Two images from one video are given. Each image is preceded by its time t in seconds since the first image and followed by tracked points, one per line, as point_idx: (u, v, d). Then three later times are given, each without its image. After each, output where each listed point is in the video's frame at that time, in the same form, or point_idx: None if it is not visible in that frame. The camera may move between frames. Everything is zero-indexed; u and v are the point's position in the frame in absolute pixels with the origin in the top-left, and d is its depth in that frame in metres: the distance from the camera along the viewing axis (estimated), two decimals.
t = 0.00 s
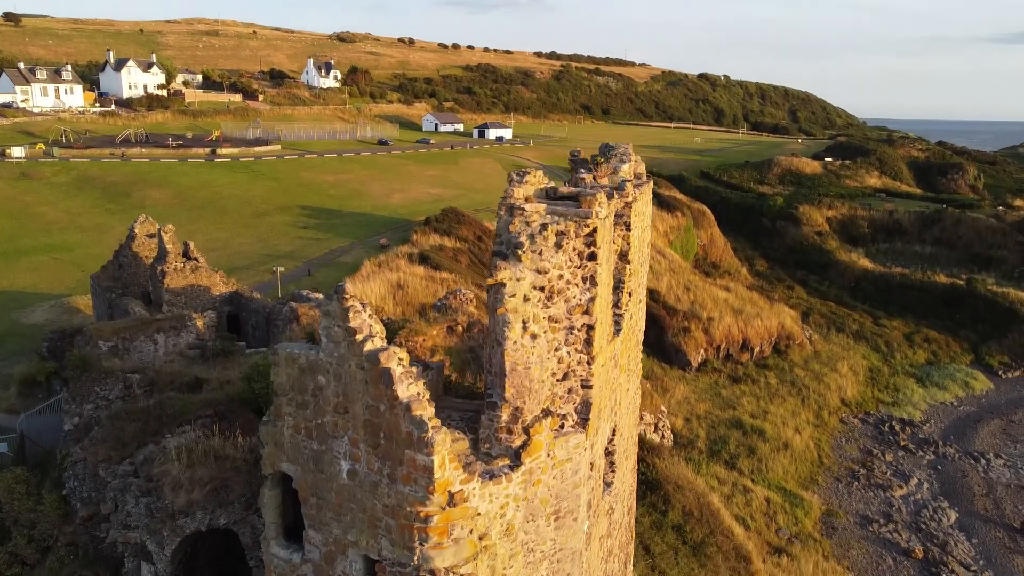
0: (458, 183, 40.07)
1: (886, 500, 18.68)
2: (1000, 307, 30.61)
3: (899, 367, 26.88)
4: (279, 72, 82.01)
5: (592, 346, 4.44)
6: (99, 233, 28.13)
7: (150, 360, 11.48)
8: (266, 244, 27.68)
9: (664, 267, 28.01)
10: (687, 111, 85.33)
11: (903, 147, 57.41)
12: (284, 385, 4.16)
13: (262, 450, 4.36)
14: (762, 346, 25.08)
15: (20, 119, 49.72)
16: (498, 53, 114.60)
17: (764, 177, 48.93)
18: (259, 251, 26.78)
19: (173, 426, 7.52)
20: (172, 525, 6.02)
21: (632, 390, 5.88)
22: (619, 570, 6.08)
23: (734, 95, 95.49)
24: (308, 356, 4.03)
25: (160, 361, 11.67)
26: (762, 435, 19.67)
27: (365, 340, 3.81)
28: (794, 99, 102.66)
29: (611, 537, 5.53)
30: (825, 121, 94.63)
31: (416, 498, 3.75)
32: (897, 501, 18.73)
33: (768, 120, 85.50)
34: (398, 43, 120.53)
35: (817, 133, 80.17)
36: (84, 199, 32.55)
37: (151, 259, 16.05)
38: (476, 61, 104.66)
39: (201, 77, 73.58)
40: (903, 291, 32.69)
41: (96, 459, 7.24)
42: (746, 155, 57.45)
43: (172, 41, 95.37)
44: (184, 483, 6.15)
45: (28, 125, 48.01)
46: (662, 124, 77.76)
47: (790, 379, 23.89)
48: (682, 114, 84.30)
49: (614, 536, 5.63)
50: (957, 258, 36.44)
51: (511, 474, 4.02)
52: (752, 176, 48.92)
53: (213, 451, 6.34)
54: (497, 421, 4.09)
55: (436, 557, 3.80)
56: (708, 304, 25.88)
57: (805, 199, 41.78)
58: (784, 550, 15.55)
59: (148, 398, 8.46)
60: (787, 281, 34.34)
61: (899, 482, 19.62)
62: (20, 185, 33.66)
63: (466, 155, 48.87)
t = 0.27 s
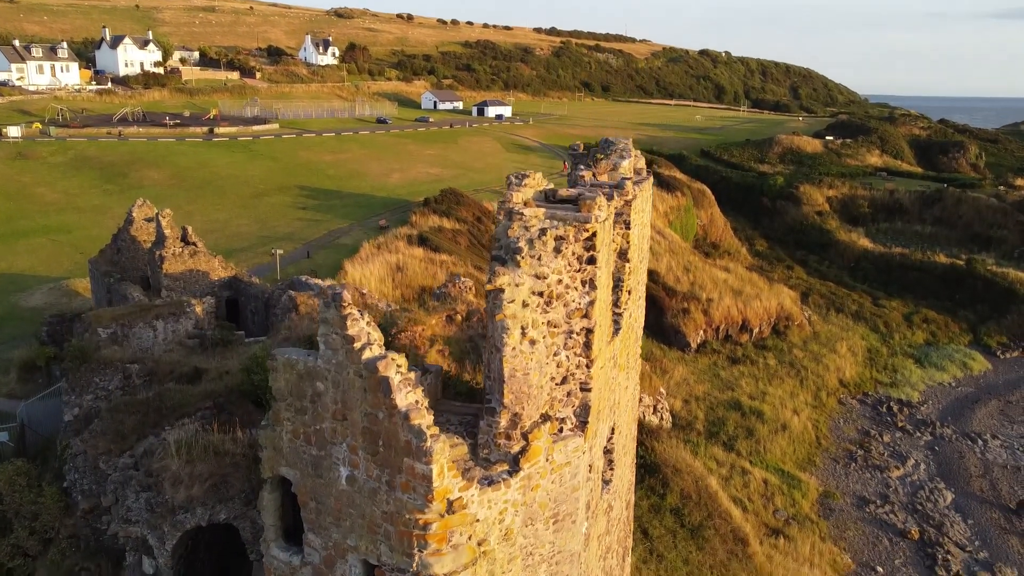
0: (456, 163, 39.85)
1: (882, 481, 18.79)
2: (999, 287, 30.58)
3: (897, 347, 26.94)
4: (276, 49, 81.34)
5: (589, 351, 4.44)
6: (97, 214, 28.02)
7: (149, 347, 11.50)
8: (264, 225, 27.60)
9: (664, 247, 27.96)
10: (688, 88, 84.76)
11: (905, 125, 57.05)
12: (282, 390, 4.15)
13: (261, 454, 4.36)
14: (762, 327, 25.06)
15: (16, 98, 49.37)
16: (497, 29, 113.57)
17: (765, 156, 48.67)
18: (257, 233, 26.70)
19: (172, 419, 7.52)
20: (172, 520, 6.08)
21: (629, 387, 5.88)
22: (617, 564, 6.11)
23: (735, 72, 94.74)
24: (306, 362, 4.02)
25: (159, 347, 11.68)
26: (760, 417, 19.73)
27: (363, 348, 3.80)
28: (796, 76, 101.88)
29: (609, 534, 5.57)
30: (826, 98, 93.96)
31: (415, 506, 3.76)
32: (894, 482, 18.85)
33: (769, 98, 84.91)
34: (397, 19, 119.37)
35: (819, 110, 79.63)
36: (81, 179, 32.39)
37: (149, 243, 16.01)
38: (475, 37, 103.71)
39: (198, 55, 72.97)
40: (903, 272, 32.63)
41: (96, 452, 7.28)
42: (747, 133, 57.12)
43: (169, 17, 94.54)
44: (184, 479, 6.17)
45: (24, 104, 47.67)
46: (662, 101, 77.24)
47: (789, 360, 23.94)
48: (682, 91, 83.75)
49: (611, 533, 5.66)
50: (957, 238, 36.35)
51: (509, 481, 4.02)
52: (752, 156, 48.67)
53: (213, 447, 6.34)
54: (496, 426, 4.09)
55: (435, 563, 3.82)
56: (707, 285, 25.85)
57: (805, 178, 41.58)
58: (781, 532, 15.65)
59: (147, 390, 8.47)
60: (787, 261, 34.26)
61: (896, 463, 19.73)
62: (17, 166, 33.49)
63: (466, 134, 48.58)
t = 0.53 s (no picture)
0: (455, 139, 39.62)
1: (879, 459, 18.93)
2: (998, 264, 30.55)
3: (896, 325, 27.00)
4: (273, 23, 80.51)
5: (588, 350, 4.44)
6: (95, 192, 27.91)
7: (148, 331, 11.53)
8: (262, 204, 27.51)
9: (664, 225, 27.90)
10: (689, 62, 84.02)
11: (906, 100, 56.64)
12: (281, 392, 4.15)
13: (261, 454, 4.38)
14: (761, 305, 25.04)
15: (11, 73, 48.95)
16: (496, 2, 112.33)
17: (766, 132, 48.38)
18: (256, 211, 26.61)
19: (172, 408, 7.52)
20: (174, 512, 6.12)
21: (628, 380, 5.88)
22: (615, 553, 6.18)
23: (736, 45, 93.84)
24: (305, 365, 4.01)
25: (159, 331, 11.70)
26: (758, 395, 19.80)
27: (361, 352, 3.79)
28: (798, 50, 100.98)
29: (607, 526, 5.62)
30: (828, 72, 93.20)
31: (414, 509, 3.78)
32: (890, 461, 18.98)
33: (771, 71, 84.19)
34: None
35: (820, 84, 79.00)
36: (78, 157, 32.21)
37: (147, 225, 15.96)
38: (474, 10, 102.58)
39: (194, 29, 72.23)
40: (902, 249, 32.55)
41: (97, 442, 7.30)
42: (747, 108, 56.70)
43: None
44: (184, 471, 6.18)
45: (19, 79, 47.28)
46: (662, 75, 76.61)
47: (788, 338, 23.97)
48: (683, 66, 83.04)
49: (610, 525, 5.71)
50: (957, 215, 36.25)
51: (508, 482, 4.04)
52: (753, 131, 48.38)
53: (213, 439, 6.35)
54: (494, 428, 4.10)
55: (435, 565, 3.85)
56: (707, 263, 25.80)
57: (806, 154, 41.35)
58: (778, 510, 15.78)
59: (147, 378, 8.47)
60: (787, 238, 34.17)
61: (893, 442, 19.85)
62: (13, 143, 33.29)
63: (464, 110, 48.22)
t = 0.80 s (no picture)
0: (454, 115, 39.34)
1: (875, 436, 19.07)
2: (997, 241, 30.51)
3: (894, 302, 27.05)
4: None
5: (586, 348, 4.47)
6: (92, 169, 27.78)
7: (148, 313, 11.59)
8: (260, 181, 27.40)
9: (663, 202, 27.83)
10: (689, 35, 83.18)
11: (908, 74, 56.17)
12: (281, 391, 4.18)
13: (261, 452, 4.42)
14: (759, 283, 25.05)
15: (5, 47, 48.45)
16: None
17: (766, 107, 48.06)
18: (253, 189, 26.51)
19: (172, 395, 7.53)
20: (176, 501, 6.19)
21: (626, 371, 5.92)
22: (612, 540, 6.25)
23: (737, 17, 92.82)
24: (304, 366, 4.03)
25: (159, 313, 11.73)
26: (756, 373, 19.86)
27: (360, 353, 3.81)
28: (799, 22, 99.95)
29: (605, 516, 5.68)
30: (829, 45, 92.33)
31: (414, 509, 3.83)
32: (886, 438, 19.13)
33: (772, 44, 83.38)
34: None
35: (822, 57, 78.30)
36: (74, 134, 32.00)
37: (144, 205, 15.91)
38: None
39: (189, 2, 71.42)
40: (901, 226, 32.48)
41: (98, 430, 7.34)
42: (748, 82, 56.23)
43: None
44: (185, 461, 6.21)
45: (13, 54, 46.84)
46: (662, 48, 75.88)
47: (786, 315, 24.01)
48: (683, 39, 82.21)
49: (607, 515, 5.78)
50: (958, 191, 36.11)
51: (507, 480, 4.08)
52: (753, 106, 48.06)
53: (213, 429, 6.38)
54: (493, 427, 4.13)
55: (434, 563, 3.90)
56: (705, 241, 25.76)
57: (806, 129, 41.08)
58: (774, 488, 15.91)
59: (147, 364, 8.49)
60: (786, 214, 34.06)
61: (889, 419, 19.98)
62: (8, 119, 33.06)
63: (463, 84, 47.80)
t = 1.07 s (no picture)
0: (452, 89, 39.04)
1: (872, 413, 19.22)
2: (997, 217, 30.45)
3: (893, 278, 27.09)
4: None
5: (584, 343, 4.52)
6: (89, 145, 27.64)
7: (149, 294, 11.58)
8: (259, 157, 27.29)
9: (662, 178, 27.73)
10: (690, 6, 82.20)
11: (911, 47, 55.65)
12: (283, 387, 4.23)
13: (263, 446, 4.48)
14: (758, 259, 25.04)
15: None
16: None
17: (767, 80, 47.68)
18: (252, 165, 26.41)
19: (174, 380, 7.59)
20: (179, 488, 6.28)
21: (624, 360, 5.97)
22: (610, 526, 6.35)
23: None
24: (305, 363, 4.08)
25: (159, 293, 11.73)
26: (754, 350, 19.92)
27: (360, 351, 3.86)
28: None
29: (602, 504, 5.77)
30: (831, 16, 91.33)
31: (414, 504, 3.90)
32: (883, 414, 19.28)
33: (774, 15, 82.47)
34: None
35: (824, 28, 77.49)
36: (70, 108, 31.78)
37: (143, 183, 15.89)
38: None
39: None
40: (901, 201, 32.44)
41: (102, 415, 7.41)
42: (748, 55, 55.73)
43: None
44: (188, 448, 6.29)
45: (7, 26, 46.33)
46: (663, 20, 75.06)
47: (785, 291, 24.04)
48: (684, 10, 81.27)
49: (604, 502, 5.86)
50: (958, 166, 35.98)
51: (506, 475, 4.15)
52: (754, 79, 47.68)
53: (214, 416, 6.44)
54: (492, 422, 4.20)
55: (434, 556, 3.97)
56: (705, 217, 25.71)
57: (808, 102, 40.77)
58: (771, 464, 16.05)
59: (148, 349, 8.53)
60: (786, 189, 33.94)
61: (886, 395, 20.12)
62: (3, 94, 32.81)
63: (462, 57, 47.38)
